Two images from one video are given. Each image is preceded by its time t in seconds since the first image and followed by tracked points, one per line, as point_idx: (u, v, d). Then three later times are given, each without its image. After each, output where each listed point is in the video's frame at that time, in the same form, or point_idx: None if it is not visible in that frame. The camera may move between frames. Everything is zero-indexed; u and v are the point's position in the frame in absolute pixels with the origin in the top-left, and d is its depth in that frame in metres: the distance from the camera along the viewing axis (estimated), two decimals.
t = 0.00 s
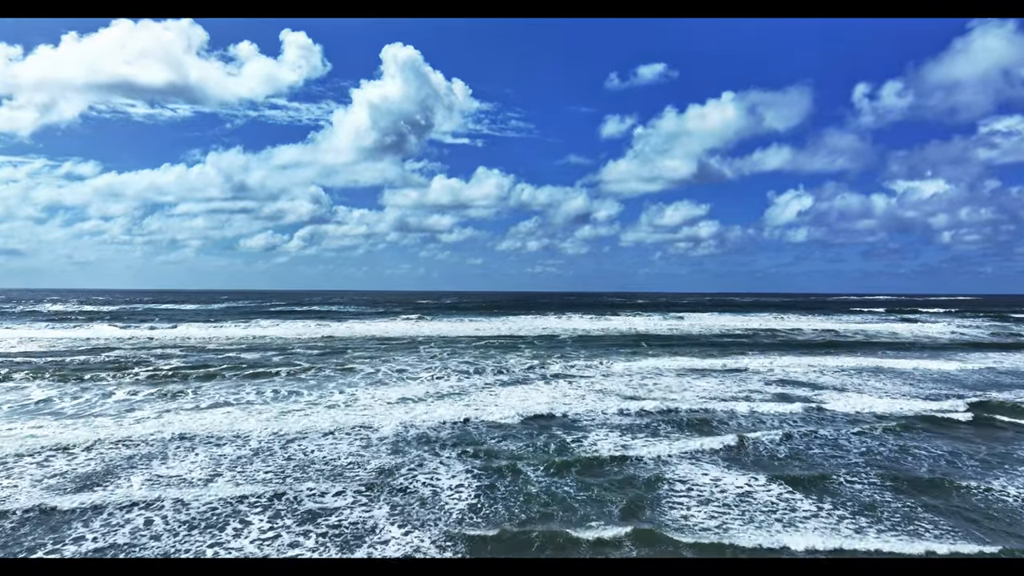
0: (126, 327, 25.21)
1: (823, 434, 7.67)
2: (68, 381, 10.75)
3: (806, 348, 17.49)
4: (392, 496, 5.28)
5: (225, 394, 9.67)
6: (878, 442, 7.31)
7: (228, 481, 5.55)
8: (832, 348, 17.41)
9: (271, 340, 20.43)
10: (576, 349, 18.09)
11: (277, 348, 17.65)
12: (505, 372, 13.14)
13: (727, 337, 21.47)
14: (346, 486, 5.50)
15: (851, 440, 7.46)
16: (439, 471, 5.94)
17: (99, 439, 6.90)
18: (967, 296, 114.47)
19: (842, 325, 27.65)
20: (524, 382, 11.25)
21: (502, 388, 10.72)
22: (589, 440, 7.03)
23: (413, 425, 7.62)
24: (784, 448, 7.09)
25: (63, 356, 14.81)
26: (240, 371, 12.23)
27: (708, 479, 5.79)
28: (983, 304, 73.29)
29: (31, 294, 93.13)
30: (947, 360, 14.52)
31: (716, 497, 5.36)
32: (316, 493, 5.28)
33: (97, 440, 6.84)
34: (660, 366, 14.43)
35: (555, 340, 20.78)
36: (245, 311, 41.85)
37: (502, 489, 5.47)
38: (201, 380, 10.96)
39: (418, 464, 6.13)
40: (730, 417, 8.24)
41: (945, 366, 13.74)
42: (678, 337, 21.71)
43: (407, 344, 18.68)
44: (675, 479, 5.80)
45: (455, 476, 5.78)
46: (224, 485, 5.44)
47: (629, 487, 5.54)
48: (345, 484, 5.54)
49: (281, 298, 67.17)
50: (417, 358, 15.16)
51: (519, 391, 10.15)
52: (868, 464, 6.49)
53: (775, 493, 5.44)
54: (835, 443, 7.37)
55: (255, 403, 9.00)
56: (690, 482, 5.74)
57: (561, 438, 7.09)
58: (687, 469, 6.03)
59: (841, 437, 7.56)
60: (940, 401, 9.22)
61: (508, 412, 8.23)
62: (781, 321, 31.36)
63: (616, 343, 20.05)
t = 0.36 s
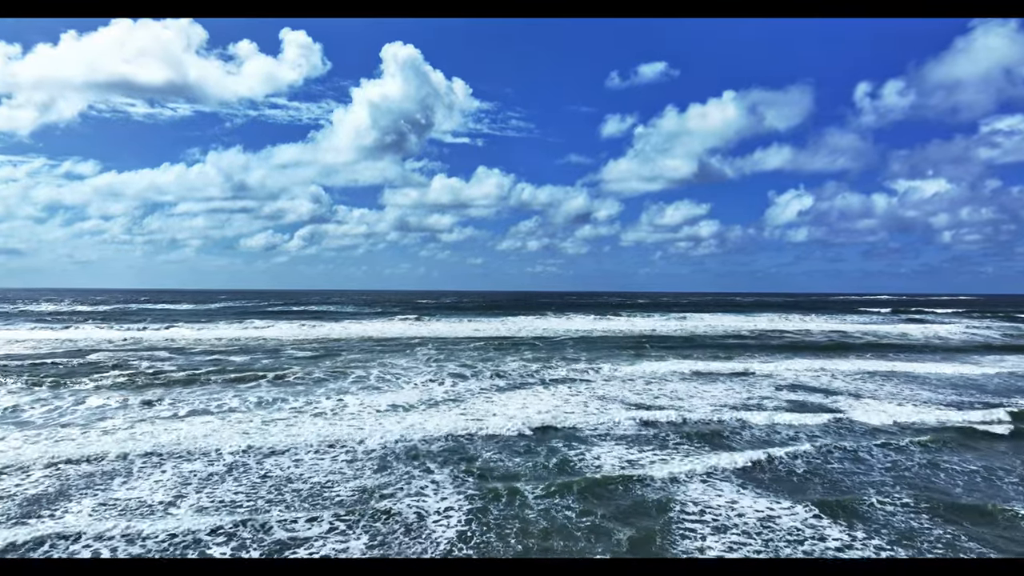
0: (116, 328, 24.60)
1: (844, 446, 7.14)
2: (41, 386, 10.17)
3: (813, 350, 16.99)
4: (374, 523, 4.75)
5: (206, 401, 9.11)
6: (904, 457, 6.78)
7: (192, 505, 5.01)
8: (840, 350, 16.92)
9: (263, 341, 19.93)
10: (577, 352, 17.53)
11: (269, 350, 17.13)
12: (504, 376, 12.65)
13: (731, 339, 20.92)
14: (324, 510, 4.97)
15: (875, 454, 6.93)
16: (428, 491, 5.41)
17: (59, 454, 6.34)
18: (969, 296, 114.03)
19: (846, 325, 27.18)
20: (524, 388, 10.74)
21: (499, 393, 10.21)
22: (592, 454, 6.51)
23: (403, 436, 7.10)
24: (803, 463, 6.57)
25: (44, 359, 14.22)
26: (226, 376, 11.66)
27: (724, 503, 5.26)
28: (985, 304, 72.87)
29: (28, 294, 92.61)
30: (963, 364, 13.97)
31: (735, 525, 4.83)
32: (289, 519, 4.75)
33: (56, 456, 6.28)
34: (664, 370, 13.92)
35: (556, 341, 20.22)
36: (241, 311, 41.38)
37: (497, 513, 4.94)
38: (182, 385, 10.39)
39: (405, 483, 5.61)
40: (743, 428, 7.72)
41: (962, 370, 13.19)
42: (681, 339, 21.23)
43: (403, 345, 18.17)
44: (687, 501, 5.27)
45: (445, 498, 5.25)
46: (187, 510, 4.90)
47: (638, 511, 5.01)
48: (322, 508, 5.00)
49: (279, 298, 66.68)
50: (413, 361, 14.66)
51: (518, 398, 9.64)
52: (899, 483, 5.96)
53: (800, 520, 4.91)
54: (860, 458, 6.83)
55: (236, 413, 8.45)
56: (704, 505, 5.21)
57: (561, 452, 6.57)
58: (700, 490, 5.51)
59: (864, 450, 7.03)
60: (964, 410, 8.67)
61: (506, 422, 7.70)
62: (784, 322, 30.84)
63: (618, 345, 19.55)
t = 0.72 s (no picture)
0: (107, 329, 24.04)
1: (869, 458, 6.59)
2: (13, 390, 9.61)
3: (822, 352, 16.45)
4: (349, 552, 4.20)
5: (184, 408, 8.56)
6: (935, 471, 6.24)
7: (146, 532, 4.47)
8: (849, 351, 16.39)
9: (256, 341, 19.42)
10: (578, 353, 16.98)
11: (260, 351, 16.60)
12: (503, 379, 12.12)
13: (737, 340, 20.38)
14: (294, 538, 4.42)
15: (903, 467, 6.38)
16: (413, 513, 4.86)
17: (12, 468, 5.79)
18: (971, 296, 113.55)
19: (852, 325, 26.65)
20: (523, 391, 10.20)
21: (497, 398, 9.68)
22: (597, 467, 5.97)
23: (392, 447, 6.55)
24: (826, 478, 6.02)
25: (24, 361, 13.68)
26: (210, 379, 11.11)
27: (743, 527, 4.71)
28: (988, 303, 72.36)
29: (26, 293, 92.17)
30: (980, 367, 13.42)
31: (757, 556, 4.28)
32: (253, 549, 4.21)
33: (9, 470, 5.73)
34: (670, 373, 13.38)
35: (557, 342, 19.67)
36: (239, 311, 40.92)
37: (490, 539, 4.39)
38: (162, 390, 9.84)
39: (389, 504, 5.05)
40: (758, 437, 7.18)
41: (981, 373, 12.63)
42: (685, 340, 20.72)
43: (400, 346, 17.64)
44: (702, 526, 4.73)
45: (433, 522, 4.70)
46: (139, 540, 4.35)
47: (648, 538, 4.47)
48: (293, 536, 4.46)
49: (278, 297, 66.19)
50: (409, 363, 14.12)
51: (517, 403, 9.11)
52: (936, 503, 5.40)
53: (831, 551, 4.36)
54: (888, 471, 6.27)
55: (215, 422, 7.90)
56: (721, 531, 4.66)
57: (562, 466, 6.02)
58: (716, 514, 4.96)
59: (890, 462, 6.48)
60: (993, 418, 8.11)
61: (503, 431, 7.16)
62: (789, 322, 30.33)
63: (621, 345, 19.04)
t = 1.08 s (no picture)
0: (96, 330, 23.40)
1: (900, 476, 6.02)
2: None
3: (830, 355, 15.94)
4: None
5: (159, 418, 7.98)
6: (973, 491, 5.67)
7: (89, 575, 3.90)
8: (860, 354, 15.87)
9: (248, 343, 18.90)
10: (579, 356, 16.42)
11: (250, 354, 16.05)
12: (501, 384, 11.58)
13: (743, 342, 19.82)
14: None
15: (938, 486, 5.81)
16: (397, 548, 4.30)
17: None
18: (971, 296, 114.01)
19: (857, 326, 26.17)
20: (522, 398, 9.64)
21: (495, 405, 9.13)
22: (604, 488, 5.44)
23: (380, 464, 5.98)
24: (855, 500, 5.45)
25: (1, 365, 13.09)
26: (192, 385, 10.52)
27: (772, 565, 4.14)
28: (989, 303, 72.03)
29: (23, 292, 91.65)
30: (999, 371, 12.86)
31: None
32: None
33: None
34: (676, 377, 12.84)
35: (558, 344, 19.10)
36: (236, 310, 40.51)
37: None
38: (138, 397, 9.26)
39: (371, 536, 4.48)
40: (778, 452, 6.61)
41: (1001, 377, 12.07)
42: (688, 341, 20.22)
43: (396, 348, 17.14)
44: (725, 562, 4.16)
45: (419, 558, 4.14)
46: None
47: None
48: None
49: (276, 296, 65.77)
50: (404, 365, 13.59)
51: (516, 411, 8.55)
52: (987, 531, 4.80)
53: None
54: (924, 492, 5.69)
55: (190, 434, 7.34)
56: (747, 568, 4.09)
57: (566, 487, 5.45)
58: (739, 547, 4.39)
59: (924, 481, 5.91)
60: None
61: (501, 445, 6.59)
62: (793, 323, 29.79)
63: (624, 347, 18.53)
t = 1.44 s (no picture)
0: (85, 332, 22.83)
1: (938, 501, 5.45)
2: None
3: (841, 361, 15.42)
4: None
5: (129, 432, 7.40)
6: None
7: None
8: (871, 360, 15.35)
9: (239, 346, 18.38)
10: (581, 360, 15.87)
11: (240, 357, 15.52)
12: (500, 391, 11.04)
13: (749, 345, 19.29)
14: None
15: (981, 513, 5.24)
16: None
17: None
18: (972, 296, 113.65)
19: (862, 328, 25.72)
20: (521, 408, 9.10)
21: (492, 415, 8.59)
22: (612, 519, 4.88)
23: (363, 488, 5.39)
24: (894, 532, 4.86)
25: None
26: (172, 392, 9.94)
27: None
28: (991, 304, 71.70)
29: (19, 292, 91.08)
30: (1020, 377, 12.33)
31: None
32: None
33: None
34: (682, 384, 12.32)
35: (558, 347, 18.55)
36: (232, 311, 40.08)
37: None
38: (111, 407, 8.67)
39: None
40: (801, 473, 6.04)
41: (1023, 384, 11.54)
42: (691, 344, 19.71)
43: (391, 351, 16.61)
44: None
45: None
46: None
47: None
48: None
49: (274, 296, 65.40)
50: (398, 370, 13.06)
51: (515, 423, 8.00)
52: None
53: None
54: (967, 521, 5.11)
55: (160, 450, 6.75)
56: None
57: (571, 517, 4.89)
58: None
59: (965, 505, 5.33)
60: None
61: (497, 465, 6.02)
62: (798, 324, 29.35)
63: (626, 350, 18.01)
